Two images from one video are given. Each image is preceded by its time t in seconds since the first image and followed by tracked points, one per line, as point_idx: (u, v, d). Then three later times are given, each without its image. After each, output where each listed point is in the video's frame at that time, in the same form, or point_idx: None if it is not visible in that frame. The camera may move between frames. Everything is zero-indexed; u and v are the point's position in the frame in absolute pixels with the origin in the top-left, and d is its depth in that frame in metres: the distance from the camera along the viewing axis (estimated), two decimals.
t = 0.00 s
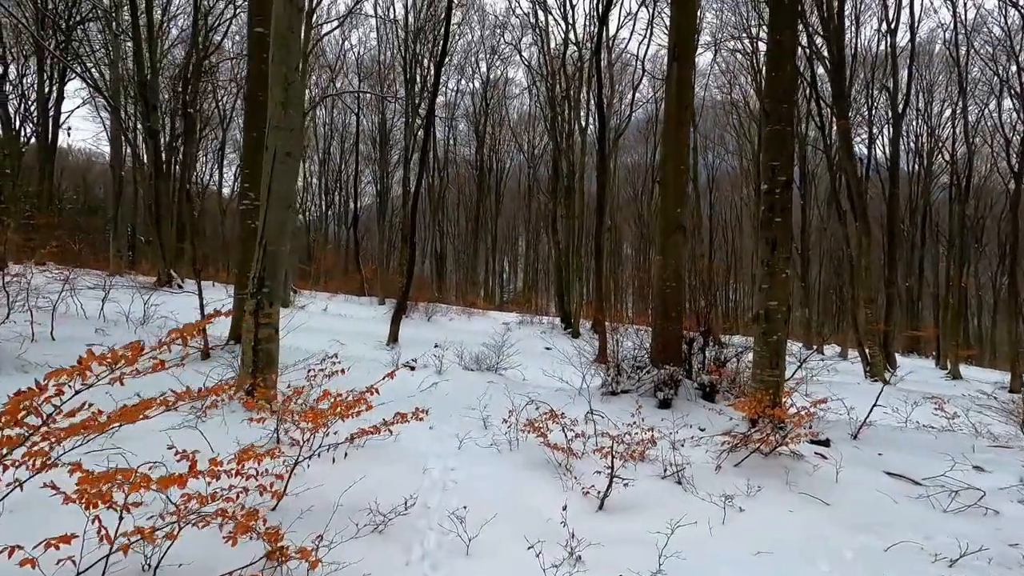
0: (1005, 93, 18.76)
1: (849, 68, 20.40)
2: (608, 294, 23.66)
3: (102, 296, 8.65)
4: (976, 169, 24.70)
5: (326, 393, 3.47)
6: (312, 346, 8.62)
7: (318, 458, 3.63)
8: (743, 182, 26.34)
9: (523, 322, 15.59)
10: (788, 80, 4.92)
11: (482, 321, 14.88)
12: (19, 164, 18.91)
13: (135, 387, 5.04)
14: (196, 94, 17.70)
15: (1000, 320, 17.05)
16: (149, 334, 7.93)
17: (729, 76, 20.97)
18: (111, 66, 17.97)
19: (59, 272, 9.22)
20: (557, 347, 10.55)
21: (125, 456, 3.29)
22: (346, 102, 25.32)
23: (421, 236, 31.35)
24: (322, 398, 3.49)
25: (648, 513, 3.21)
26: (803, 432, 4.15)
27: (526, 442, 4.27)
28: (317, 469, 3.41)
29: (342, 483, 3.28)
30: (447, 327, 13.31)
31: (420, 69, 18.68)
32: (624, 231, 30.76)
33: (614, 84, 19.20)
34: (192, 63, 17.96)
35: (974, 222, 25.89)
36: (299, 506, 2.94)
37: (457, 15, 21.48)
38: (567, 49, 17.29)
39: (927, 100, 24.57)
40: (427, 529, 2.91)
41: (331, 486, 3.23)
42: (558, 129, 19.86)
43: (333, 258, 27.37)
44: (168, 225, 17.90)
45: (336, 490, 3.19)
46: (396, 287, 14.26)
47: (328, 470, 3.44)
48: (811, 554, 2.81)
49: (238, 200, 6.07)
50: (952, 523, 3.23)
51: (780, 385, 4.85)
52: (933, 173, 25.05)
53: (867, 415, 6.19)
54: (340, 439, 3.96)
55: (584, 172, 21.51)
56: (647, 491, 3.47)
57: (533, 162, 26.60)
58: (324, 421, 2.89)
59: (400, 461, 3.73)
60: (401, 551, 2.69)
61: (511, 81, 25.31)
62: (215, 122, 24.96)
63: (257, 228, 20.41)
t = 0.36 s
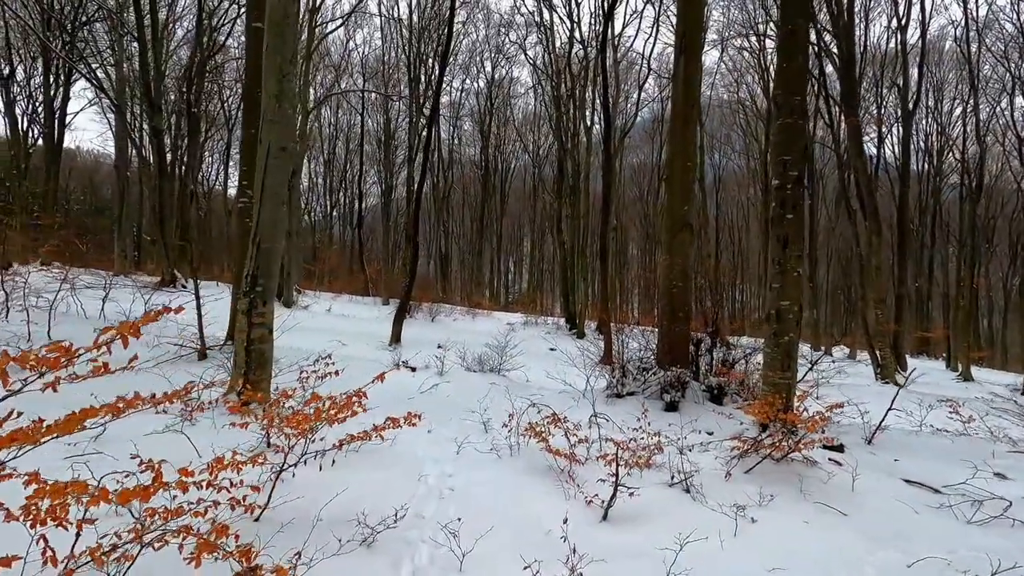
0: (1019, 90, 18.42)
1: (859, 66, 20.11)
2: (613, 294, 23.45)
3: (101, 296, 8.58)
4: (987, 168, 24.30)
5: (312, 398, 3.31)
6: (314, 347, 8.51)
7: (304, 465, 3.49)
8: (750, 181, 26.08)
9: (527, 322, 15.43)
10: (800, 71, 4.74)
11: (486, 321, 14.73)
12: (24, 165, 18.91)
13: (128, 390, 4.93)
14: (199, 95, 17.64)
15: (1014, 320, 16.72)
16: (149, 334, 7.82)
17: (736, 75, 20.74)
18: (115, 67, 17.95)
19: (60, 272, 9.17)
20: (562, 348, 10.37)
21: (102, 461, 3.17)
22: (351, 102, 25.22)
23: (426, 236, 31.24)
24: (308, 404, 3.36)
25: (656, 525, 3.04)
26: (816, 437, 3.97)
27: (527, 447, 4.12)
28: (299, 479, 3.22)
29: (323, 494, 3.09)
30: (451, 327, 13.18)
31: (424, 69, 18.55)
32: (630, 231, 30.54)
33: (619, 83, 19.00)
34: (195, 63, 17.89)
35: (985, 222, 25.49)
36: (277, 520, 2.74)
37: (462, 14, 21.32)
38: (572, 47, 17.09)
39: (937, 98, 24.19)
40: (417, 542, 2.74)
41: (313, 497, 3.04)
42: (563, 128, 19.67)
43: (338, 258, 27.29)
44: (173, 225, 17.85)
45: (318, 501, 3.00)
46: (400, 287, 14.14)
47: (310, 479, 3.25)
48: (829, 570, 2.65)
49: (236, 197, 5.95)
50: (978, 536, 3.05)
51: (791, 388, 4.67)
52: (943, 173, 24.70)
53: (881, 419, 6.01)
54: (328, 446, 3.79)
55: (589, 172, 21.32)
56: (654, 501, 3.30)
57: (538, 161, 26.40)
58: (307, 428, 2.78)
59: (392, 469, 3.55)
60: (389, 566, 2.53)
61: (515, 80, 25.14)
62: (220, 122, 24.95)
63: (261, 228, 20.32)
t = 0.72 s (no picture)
0: None
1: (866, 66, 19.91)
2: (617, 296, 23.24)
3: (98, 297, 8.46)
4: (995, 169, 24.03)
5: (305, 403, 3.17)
6: (314, 348, 8.37)
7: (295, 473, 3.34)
8: (755, 183, 25.87)
9: (530, 325, 15.28)
10: (814, 64, 4.58)
11: (489, 323, 14.58)
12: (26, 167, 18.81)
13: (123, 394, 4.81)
14: (202, 96, 17.54)
15: None
16: (147, 335, 7.70)
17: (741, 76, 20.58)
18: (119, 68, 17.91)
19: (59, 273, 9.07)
20: (565, 351, 10.22)
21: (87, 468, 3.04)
22: (354, 105, 25.15)
23: (429, 238, 31.10)
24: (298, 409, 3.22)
25: (668, 536, 2.90)
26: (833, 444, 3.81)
27: (532, 453, 3.97)
28: (290, 490, 3.08)
29: (316, 507, 2.94)
30: (453, 330, 13.04)
31: (428, 71, 18.44)
32: (633, 233, 30.39)
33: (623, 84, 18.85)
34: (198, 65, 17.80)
35: (994, 224, 25.21)
36: (265, 535, 2.61)
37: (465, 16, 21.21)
38: (576, 49, 16.97)
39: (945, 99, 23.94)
40: (416, 558, 2.60)
41: (305, 510, 2.89)
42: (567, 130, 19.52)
43: (340, 260, 27.17)
44: (175, 227, 17.75)
45: (310, 514, 2.85)
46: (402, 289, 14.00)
47: (302, 490, 3.10)
48: None
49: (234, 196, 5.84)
50: (1010, 552, 2.89)
51: (804, 392, 4.52)
52: (950, 174, 24.46)
53: (895, 425, 5.83)
54: (322, 453, 3.65)
55: (593, 173, 21.17)
56: (667, 511, 3.15)
57: (541, 163, 26.26)
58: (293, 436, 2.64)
59: (390, 476, 3.41)
60: None
61: (519, 82, 25.03)
62: (223, 124, 24.90)
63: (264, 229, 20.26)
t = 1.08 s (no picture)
0: None
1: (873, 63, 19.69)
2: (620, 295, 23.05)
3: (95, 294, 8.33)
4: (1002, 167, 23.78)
5: (298, 406, 3.01)
6: (314, 347, 8.22)
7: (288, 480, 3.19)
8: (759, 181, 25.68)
9: (533, 323, 15.12)
10: (831, 51, 4.41)
11: (491, 322, 14.42)
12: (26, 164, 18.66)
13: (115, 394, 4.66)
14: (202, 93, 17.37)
15: None
16: (144, 333, 7.56)
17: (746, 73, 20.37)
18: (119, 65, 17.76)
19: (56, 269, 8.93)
20: (570, 350, 10.03)
21: (70, 475, 2.90)
22: (356, 103, 24.98)
23: (431, 237, 30.93)
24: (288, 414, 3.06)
25: (687, 547, 2.75)
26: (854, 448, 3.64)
27: (540, 457, 3.81)
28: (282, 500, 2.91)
29: (310, 519, 2.77)
30: (455, 328, 12.87)
31: (430, 67, 18.26)
32: (636, 232, 30.20)
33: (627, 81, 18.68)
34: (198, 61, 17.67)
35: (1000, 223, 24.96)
36: (253, 549, 2.45)
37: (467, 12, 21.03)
38: (580, 45, 16.79)
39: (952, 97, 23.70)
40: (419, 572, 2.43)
41: (297, 522, 2.72)
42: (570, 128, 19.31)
43: (342, 258, 27.01)
44: (176, 225, 17.64)
45: (303, 526, 2.69)
46: (404, 287, 13.85)
47: (296, 500, 2.93)
48: None
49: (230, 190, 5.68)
50: None
51: (821, 393, 4.35)
52: (956, 173, 24.23)
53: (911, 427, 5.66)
54: (317, 460, 3.48)
55: (596, 171, 20.99)
56: (684, 520, 3.00)
57: (544, 161, 26.08)
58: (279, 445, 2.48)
59: (390, 483, 3.25)
60: None
61: (521, 80, 24.85)
62: (224, 122, 24.75)
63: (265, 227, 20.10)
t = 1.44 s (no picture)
0: None
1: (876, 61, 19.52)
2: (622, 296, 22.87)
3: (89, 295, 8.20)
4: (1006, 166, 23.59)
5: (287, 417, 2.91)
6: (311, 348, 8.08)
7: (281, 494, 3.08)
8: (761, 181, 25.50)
9: (534, 324, 14.98)
10: (843, 44, 4.26)
11: (492, 322, 14.27)
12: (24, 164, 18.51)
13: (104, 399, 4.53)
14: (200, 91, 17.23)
15: None
16: (138, 334, 7.42)
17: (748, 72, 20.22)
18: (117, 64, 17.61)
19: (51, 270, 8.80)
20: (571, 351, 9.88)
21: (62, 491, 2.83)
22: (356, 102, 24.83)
23: (431, 236, 30.76)
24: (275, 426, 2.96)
25: (702, 565, 2.63)
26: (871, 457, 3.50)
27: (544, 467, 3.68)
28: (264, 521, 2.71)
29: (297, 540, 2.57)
30: (456, 329, 12.72)
31: (430, 66, 18.10)
32: (637, 232, 30.04)
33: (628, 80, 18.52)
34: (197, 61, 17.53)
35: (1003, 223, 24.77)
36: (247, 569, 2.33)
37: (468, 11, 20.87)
38: (581, 43, 16.63)
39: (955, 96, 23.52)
40: None
41: (283, 543, 2.53)
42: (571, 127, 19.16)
43: (341, 258, 26.84)
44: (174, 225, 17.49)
45: (285, 551, 2.49)
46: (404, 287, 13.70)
47: (288, 518, 2.77)
48: None
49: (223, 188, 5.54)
50: None
51: (835, 398, 4.20)
52: (960, 172, 24.04)
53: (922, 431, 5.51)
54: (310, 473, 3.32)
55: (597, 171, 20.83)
56: (696, 534, 2.88)
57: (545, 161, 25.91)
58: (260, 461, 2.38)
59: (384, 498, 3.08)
60: None
61: (522, 79, 24.70)
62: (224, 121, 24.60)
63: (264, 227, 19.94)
